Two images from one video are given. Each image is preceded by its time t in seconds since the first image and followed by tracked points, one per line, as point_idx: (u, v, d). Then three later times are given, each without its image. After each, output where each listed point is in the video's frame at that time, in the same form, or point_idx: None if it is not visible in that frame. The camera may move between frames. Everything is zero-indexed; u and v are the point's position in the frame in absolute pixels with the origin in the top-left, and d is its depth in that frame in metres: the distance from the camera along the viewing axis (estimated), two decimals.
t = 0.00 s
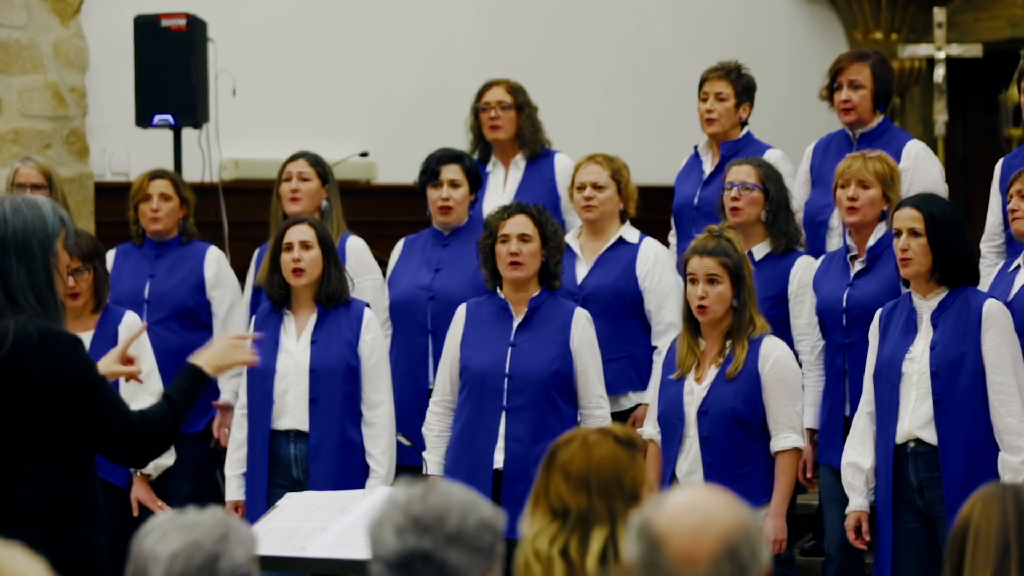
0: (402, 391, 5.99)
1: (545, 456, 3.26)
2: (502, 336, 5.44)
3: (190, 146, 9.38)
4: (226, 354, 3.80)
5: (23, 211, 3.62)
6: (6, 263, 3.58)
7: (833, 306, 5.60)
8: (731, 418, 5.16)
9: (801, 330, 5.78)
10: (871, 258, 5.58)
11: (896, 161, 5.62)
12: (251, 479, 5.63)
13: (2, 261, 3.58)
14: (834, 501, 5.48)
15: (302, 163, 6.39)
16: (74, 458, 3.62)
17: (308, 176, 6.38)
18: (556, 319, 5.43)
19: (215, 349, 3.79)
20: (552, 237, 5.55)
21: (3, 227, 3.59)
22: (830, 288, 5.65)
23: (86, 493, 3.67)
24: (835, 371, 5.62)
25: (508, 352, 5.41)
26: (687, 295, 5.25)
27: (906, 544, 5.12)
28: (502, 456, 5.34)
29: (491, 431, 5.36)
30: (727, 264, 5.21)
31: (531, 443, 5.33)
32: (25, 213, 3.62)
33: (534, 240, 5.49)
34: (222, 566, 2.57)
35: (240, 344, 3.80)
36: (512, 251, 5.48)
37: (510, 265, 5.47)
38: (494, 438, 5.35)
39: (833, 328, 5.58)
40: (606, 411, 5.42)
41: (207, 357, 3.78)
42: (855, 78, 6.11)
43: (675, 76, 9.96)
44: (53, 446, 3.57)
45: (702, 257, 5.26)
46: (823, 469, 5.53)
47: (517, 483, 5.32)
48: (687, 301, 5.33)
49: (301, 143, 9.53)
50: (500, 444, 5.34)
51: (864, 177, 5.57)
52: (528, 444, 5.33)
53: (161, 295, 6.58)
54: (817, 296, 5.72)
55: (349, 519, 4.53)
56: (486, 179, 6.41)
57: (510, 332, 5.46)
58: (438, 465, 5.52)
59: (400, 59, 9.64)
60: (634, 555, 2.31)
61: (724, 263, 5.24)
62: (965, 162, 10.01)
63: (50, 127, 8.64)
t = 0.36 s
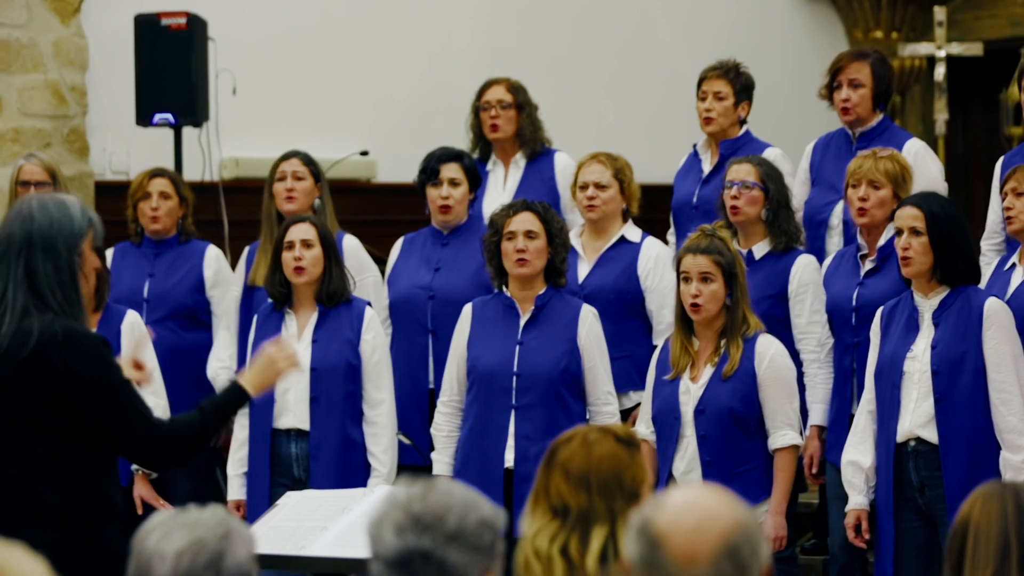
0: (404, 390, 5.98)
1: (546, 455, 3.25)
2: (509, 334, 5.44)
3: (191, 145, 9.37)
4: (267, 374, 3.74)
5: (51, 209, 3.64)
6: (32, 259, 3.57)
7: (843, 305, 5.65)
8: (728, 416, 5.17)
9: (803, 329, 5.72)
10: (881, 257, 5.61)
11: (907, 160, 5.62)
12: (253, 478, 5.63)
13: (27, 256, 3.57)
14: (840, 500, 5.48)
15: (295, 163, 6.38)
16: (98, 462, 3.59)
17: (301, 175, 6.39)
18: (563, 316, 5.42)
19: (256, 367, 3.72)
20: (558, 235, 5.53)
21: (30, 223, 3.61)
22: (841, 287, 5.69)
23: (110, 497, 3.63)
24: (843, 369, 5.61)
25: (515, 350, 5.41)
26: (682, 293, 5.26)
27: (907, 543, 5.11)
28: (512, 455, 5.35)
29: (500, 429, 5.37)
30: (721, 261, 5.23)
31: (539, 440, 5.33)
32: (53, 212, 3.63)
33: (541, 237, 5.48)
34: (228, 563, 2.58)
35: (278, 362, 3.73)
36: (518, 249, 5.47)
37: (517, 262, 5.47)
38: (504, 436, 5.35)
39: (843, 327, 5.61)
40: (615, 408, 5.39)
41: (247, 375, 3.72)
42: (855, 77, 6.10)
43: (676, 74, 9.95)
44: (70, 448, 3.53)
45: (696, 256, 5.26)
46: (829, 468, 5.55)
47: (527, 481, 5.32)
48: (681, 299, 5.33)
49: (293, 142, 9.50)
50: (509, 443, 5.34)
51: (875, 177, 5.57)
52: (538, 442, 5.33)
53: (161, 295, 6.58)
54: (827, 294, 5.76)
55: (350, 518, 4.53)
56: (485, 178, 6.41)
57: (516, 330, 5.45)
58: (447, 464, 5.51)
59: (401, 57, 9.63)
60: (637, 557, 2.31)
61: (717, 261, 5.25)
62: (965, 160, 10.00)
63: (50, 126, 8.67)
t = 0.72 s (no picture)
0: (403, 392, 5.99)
1: (543, 454, 3.24)
2: (511, 334, 5.45)
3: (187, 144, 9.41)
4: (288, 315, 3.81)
5: (105, 209, 3.69)
6: (86, 259, 3.63)
7: (851, 304, 5.56)
8: (734, 415, 5.17)
9: (799, 324, 5.73)
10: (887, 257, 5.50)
11: (914, 160, 5.57)
12: (253, 477, 5.63)
13: (82, 256, 3.63)
14: (840, 500, 5.48)
15: (277, 157, 6.43)
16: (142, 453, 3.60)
17: (284, 170, 6.43)
18: (565, 316, 5.41)
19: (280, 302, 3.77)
20: (559, 240, 5.48)
21: (84, 223, 3.66)
22: (848, 286, 5.59)
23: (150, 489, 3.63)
24: (850, 369, 5.54)
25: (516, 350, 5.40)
26: (684, 290, 5.27)
27: (906, 542, 5.11)
28: (512, 454, 5.35)
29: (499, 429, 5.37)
30: (725, 258, 5.24)
31: (538, 439, 5.33)
32: (105, 213, 3.69)
33: (542, 247, 5.44)
34: (227, 563, 2.59)
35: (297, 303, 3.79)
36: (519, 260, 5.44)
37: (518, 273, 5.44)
38: (503, 436, 5.36)
39: (850, 327, 5.53)
40: (616, 408, 5.36)
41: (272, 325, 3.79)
42: (854, 77, 6.09)
43: (671, 73, 9.91)
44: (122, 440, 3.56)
45: (700, 252, 5.28)
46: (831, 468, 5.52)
47: (527, 480, 5.32)
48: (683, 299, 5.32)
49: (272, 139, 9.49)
50: (509, 442, 5.35)
51: (885, 181, 5.50)
52: (538, 441, 5.32)
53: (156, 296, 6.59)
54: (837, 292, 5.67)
55: (349, 516, 4.53)
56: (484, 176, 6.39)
57: (518, 329, 5.45)
58: (453, 466, 5.52)
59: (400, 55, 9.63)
60: (628, 553, 2.31)
61: (721, 258, 5.26)
62: (962, 159, 9.97)
63: (48, 124, 8.67)
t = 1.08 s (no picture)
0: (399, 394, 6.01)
1: (537, 453, 3.25)
2: (503, 332, 5.45)
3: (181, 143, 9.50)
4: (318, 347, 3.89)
5: (146, 219, 3.74)
6: (124, 267, 3.67)
7: (850, 310, 5.55)
8: (738, 415, 5.08)
9: (793, 327, 5.69)
10: (886, 262, 5.48)
11: (909, 164, 5.53)
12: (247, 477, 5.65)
13: (121, 264, 3.67)
14: (834, 497, 5.49)
15: (264, 160, 6.42)
16: (154, 462, 3.61)
17: (270, 173, 6.44)
18: (557, 314, 5.40)
19: (308, 347, 3.88)
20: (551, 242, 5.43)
21: (125, 232, 3.71)
22: (846, 291, 5.59)
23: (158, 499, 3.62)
24: (849, 374, 5.52)
25: (507, 348, 5.42)
26: (690, 292, 5.19)
27: (901, 540, 5.12)
28: (499, 453, 5.38)
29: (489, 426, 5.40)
30: (729, 259, 5.15)
31: (526, 440, 5.34)
32: (148, 224, 3.73)
33: (533, 249, 5.41)
34: (228, 563, 2.61)
35: (329, 338, 3.87)
36: (510, 261, 5.41)
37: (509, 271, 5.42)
38: (492, 434, 5.39)
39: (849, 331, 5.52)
40: (607, 408, 5.35)
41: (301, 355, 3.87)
42: (850, 79, 5.98)
43: (663, 71, 9.91)
44: (136, 448, 3.57)
45: (704, 253, 5.19)
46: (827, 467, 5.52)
47: (514, 478, 5.35)
48: (689, 298, 5.26)
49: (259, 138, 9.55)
50: (497, 441, 5.37)
51: (877, 184, 5.49)
52: (523, 440, 5.34)
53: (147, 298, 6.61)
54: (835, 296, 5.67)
55: (343, 516, 4.55)
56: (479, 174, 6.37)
57: (510, 328, 5.45)
58: (446, 461, 5.54)
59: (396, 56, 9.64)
60: (623, 551, 2.32)
61: (725, 259, 5.17)
62: (957, 157, 9.98)
63: (43, 124, 8.67)
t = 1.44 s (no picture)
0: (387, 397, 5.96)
1: (530, 452, 3.26)
2: (487, 333, 5.49)
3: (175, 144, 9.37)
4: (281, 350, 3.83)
5: (168, 226, 3.73)
6: (143, 272, 3.66)
7: (840, 310, 5.56)
8: (732, 415, 5.09)
9: (786, 327, 5.65)
10: (876, 263, 5.50)
11: (905, 162, 5.53)
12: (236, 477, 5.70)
13: (139, 269, 3.66)
14: (829, 496, 5.48)
15: (254, 160, 6.45)
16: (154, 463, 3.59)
17: (261, 173, 6.47)
18: (541, 318, 5.43)
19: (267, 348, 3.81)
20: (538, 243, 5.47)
21: (146, 238, 3.70)
22: (836, 292, 5.60)
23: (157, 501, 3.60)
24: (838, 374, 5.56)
25: (491, 350, 5.45)
26: (686, 292, 5.19)
27: (895, 540, 5.13)
28: (482, 454, 5.42)
29: (472, 430, 5.45)
30: (725, 260, 5.15)
31: (512, 441, 5.38)
32: (170, 231, 3.72)
33: (520, 252, 5.45)
34: (221, 562, 2.59)
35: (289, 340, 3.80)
36: (495, 263, 5.47)
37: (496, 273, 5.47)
38: (474, 438, 5.43)
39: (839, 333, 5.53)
40: (591, 410, 5.38)
41: (263, 356, 3.80)
42: (844, 80, 5.94)
43: (656, 71, 9.96)
44: (138, 448, 3.57)
45: (700, 254, 5.19)
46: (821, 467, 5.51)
47: (496, 481, 5.38)
48: (685, 298, 5.24)
49: (247, 139, 9.44)
50: (480, 444, 5.42)
51: (872, 179, 5.49)
52: (508, 443, 5.38)
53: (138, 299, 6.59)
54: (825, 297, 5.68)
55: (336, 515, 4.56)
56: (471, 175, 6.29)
57: (495, 329, 5.49)
58: (429, 461, 5.57)
59: (390, 55, 9.63)
60: (617, 550, 2.33)
61: (721, 260, 5.17)
62: (949, 157, 10.00)
63: (36, 124, 8.68)
